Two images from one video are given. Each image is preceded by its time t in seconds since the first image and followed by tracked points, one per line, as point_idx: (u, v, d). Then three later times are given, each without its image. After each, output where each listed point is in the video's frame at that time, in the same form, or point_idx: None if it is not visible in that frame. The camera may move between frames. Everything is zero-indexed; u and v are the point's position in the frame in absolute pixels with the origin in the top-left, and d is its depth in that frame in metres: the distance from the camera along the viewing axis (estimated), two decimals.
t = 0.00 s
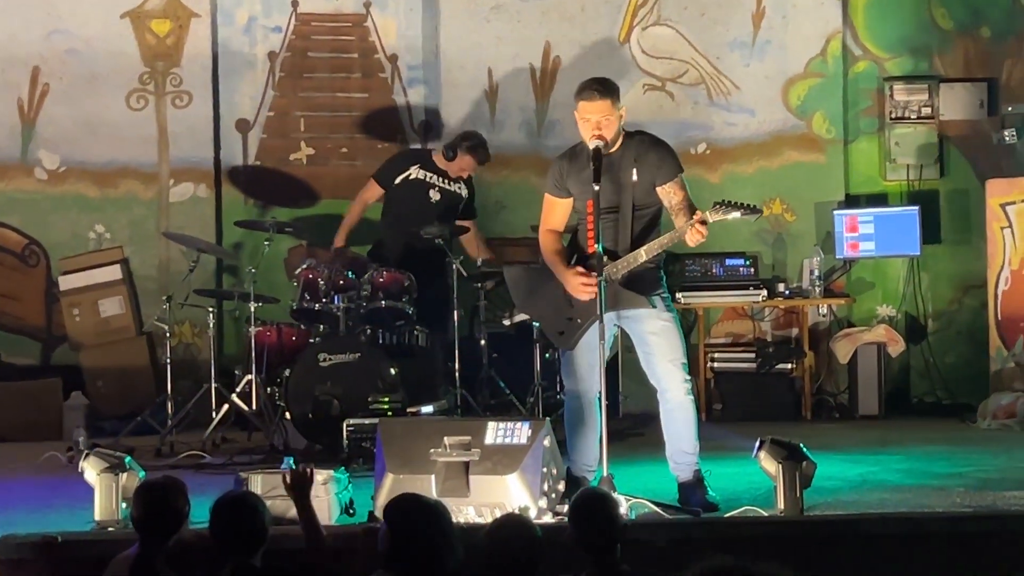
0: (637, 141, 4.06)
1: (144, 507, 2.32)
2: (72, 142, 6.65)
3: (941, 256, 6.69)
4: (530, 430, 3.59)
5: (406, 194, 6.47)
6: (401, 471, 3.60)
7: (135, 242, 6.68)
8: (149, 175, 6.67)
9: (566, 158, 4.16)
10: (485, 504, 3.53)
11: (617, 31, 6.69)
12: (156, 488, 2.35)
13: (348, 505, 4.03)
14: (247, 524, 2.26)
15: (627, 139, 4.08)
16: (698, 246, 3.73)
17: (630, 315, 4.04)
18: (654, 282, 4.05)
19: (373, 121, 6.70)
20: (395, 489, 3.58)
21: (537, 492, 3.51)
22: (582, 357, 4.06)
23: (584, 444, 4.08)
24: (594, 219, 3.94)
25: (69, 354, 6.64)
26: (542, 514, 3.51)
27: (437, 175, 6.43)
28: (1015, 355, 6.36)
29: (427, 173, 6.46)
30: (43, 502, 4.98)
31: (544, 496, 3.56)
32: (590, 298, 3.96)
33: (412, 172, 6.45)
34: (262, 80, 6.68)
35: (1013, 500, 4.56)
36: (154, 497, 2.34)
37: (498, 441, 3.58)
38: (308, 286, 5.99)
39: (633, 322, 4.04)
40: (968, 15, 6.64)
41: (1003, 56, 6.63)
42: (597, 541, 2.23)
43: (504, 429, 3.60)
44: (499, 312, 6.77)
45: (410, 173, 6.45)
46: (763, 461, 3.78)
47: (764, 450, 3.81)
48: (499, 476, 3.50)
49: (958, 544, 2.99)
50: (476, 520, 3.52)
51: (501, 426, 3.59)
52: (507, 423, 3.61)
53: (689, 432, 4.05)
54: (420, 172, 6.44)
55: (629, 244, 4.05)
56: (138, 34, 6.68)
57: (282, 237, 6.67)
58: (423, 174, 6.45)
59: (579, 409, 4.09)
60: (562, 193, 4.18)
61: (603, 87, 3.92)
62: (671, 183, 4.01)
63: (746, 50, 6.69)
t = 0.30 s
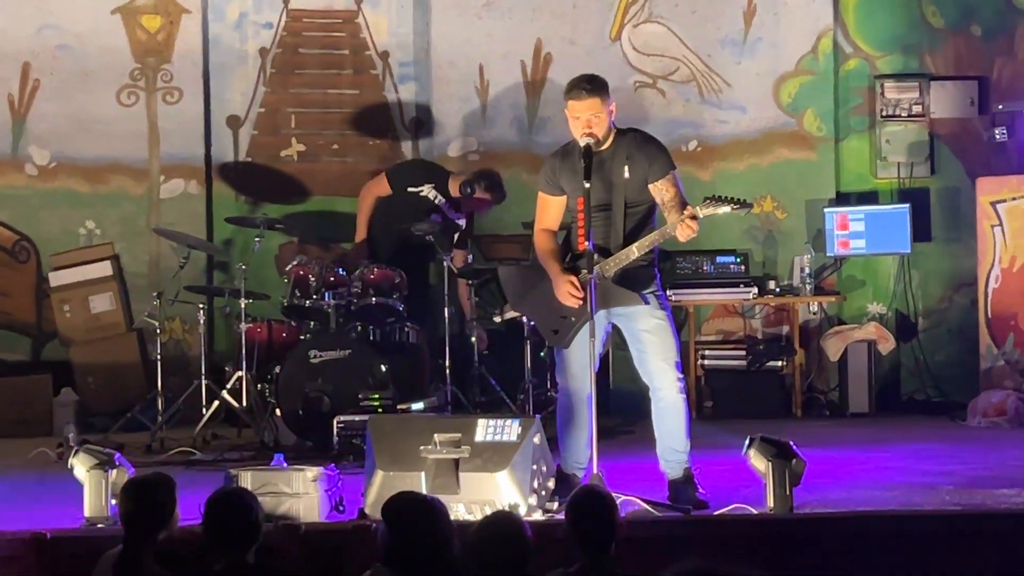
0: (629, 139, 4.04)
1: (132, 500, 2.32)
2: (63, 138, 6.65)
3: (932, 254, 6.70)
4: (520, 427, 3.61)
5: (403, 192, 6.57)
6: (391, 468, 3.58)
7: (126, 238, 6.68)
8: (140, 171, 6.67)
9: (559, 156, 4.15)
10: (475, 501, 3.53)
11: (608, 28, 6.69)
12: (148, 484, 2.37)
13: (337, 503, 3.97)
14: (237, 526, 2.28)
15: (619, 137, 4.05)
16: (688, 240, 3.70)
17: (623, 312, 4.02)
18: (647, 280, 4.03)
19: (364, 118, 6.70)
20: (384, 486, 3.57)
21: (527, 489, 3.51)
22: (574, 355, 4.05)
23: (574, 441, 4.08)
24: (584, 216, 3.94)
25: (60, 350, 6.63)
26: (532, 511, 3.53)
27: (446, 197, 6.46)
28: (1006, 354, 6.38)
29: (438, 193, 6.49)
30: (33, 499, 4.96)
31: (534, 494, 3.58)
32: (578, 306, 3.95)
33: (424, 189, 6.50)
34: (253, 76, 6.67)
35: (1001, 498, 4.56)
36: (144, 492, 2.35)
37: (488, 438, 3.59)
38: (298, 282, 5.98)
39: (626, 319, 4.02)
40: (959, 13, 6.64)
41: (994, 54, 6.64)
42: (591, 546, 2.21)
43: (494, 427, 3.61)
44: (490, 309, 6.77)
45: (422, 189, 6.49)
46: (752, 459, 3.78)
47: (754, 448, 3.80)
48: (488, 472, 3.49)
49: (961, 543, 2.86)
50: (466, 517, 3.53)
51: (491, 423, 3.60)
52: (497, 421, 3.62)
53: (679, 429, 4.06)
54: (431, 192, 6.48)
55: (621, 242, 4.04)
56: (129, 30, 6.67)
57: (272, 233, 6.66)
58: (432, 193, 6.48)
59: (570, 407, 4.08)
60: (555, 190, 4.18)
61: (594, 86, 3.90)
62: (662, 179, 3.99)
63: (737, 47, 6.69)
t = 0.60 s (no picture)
0: (618, 139, 4.02)
1: (129, 504, 2.27)
2: (52, 136, 6.64)
3: (921, 253, 6.70)
4: (509, 426, 3.59)
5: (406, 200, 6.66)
6: (381, 467, 3.57)
7: (115, 236, 6.68)
8: (129, 169, 6.66)
9: (548, 155, 4.12)
10: (463, 500, 3.53)
11: (598, 27, 6.70)
12: (140, 488, 2.30)
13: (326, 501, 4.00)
14: (236, 533, 2.21)
15: (608, 136, 4.03)
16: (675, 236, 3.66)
17: (612, 311, 4.00)
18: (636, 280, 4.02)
19: (354, 116, 6.70)
20: (373, 486, 3.56)
21: (516, 489, 3.52)
22: (563, 356, 4.04)
23: (563, 440, 4.07)
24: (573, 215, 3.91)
25: (49, 348, 6.62)
26: (521, 510, 3.53)
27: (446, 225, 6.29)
28: (995, 352, 6.48)
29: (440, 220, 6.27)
30: (22, 498, 4.95)
31: (523, 493, 3.58)
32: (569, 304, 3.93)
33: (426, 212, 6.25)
34: (242, 74, 6.67)
35: (990, 497, 4.56)
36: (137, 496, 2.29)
37: (477, 438, 3.58)
38: (288, 281, 5.95)
39: (615, 319, 4.01)
40: (949, 12, 6.65)
41: (983, 54, 6.64)
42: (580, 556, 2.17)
43: (483, 426, 3.60)
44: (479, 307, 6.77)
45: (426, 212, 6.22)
46: (741, 458, 3.77)
47: (743, 447, 3.80)
48: (477, 472, 3.49)
49: (950, 543, 2.92)
50: (455, 517, 3.52)
51: (481, 423, 3.59)
52: (486, 420, 3.61)
53: (670, 429, 4.04)
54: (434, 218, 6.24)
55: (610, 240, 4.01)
56: (118, 28, 6.66)
57: (262, 232, 6.66)
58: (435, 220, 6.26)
59: (560, 406, 4.07)
60: (544, 189, 4.15)
61: (582, 85, 3.89)
62: (650, 179, 3.96)
63: (727, 46, 6.69)
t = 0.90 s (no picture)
0: (605, 140, 4.01)
1: (116, 507, 2.26)
2: (40, 136, 6.63)
3: (909, 253, 6.71)
4: (497, 428, 3.59)
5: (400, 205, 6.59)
6: (368, 469, 3.57)
7: (103, 236, 6.67)
8: (117, 169, 6.65)
9: (535, 157, 4.12)
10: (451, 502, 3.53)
11: (586, 28, 6.70)
12: (126, 488, 2.29)
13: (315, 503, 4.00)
14: (219, 528, 2.18)
15: (596, 138, 4.02)
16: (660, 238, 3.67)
17: (599, 312, 4.00)
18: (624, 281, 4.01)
19: (342, 117, 6.69)
20: (361, 487, 3.56)
21: (504, 490, 3.52)
22: (550, 357, 4.03)
23: (550, 442, 4.06)
24: (560, 215, 3.94)
25: (36, 349, 6.61)
26: (508, 512, 3.53)
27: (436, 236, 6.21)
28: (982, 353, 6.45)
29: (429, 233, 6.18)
30: (10, 500, 4.94)
31: (511, 494, 3.58)
32: (557, 296, 3.88)
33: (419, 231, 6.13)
34: (230, 75, 6.66)
35: (976, 498, 4.57)
36: (123, 496, 2.28)
37: (465, 439, 3.58)
38: (276, 281, 5.91)
39: (602, 320, 4.00)
40: (936, 13, 6.66)
41: (970, 54, 6.65)
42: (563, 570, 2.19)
43: (470, 428, 3.60)
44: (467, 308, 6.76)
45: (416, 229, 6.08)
46: (728, 459, 3.77)
47: (729, 449, 3.79)
48: (465, 473, 3.49)
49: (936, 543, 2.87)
50: (443, 518, 3.52)
51: (468, 424, 3.59)
52: (473, 422, 3.61)
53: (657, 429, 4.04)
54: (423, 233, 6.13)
55: (597, 241, 4.01)
56: (106, 28, 6.65)
57: (250, 232, 6.66)
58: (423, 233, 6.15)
59: (547, 407, 4.07)
60: (531, 190, 4.14)
61: (569, 87, 3.87)
62: (637, 181, 3.96)
63: (715, 47, 6.69)
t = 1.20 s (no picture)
0: (593, 141, 4.01)
1: (105, 510, 2.22)
2: (27, 137, 6.62)
3: (896, 253, 6.72)
4: (484, 429, 3.58)
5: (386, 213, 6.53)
6: (356, 470, 3.56)
7: (91, 238, 6.66)
8: (104, 171, 6.65)
9: (522, 157, 4.09)
10: (439, 503, 3.52)
11: (574, 29, 6.70)
12: (119, 491, 2.24)
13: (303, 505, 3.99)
14: (210, 530, 2.13)
15: (584, 139, 4.01)
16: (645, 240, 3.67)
17: (586, 313, 3.98)
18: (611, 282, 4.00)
19: (329, 118, 6.69)
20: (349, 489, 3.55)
21: (492, 491, 3.51)
22: (537, 359, 4.01)
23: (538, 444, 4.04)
24: (548, 217, 3.91)
25: (24, 351, 6.60)
26: (497, 514, 3.51)
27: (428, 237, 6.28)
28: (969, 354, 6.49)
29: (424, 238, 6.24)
30: None
31: (499, 496, 3.57)
32: (545, 298, 3.90)
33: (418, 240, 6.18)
34: (218, 76, 6.66)
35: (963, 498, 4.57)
36: (113, 501, 2.23)
37: (453, 441, 3.57)
38: (264, 282, 5.94)
39: (589, 321, 3.99)
40: (923, 14, 6.67)
41: (957, 55, 6.67)
42: (571, 536, 1.45)
43: (458, 429, 3.59)
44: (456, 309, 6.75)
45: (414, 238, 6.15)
46: (716, 461, 3.77)
47: (718, 449, 3.79)
48: (453, 474, 3.48)
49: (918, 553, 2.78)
50: (431, 520, 3.51)
51: (455, 426, 3.58)
52: (461, 423, 3.60)
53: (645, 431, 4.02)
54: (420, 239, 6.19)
55: (584, 242, 4.00)
56: (93, 30, 6.64)
57: (237, 234, 6.65)
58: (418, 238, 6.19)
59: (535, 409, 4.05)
60: (519, 192, 4.10)
61: (554, 88, 3.85)
62: (624, 182, 3.95)
63: (702, 48, 6.70)
